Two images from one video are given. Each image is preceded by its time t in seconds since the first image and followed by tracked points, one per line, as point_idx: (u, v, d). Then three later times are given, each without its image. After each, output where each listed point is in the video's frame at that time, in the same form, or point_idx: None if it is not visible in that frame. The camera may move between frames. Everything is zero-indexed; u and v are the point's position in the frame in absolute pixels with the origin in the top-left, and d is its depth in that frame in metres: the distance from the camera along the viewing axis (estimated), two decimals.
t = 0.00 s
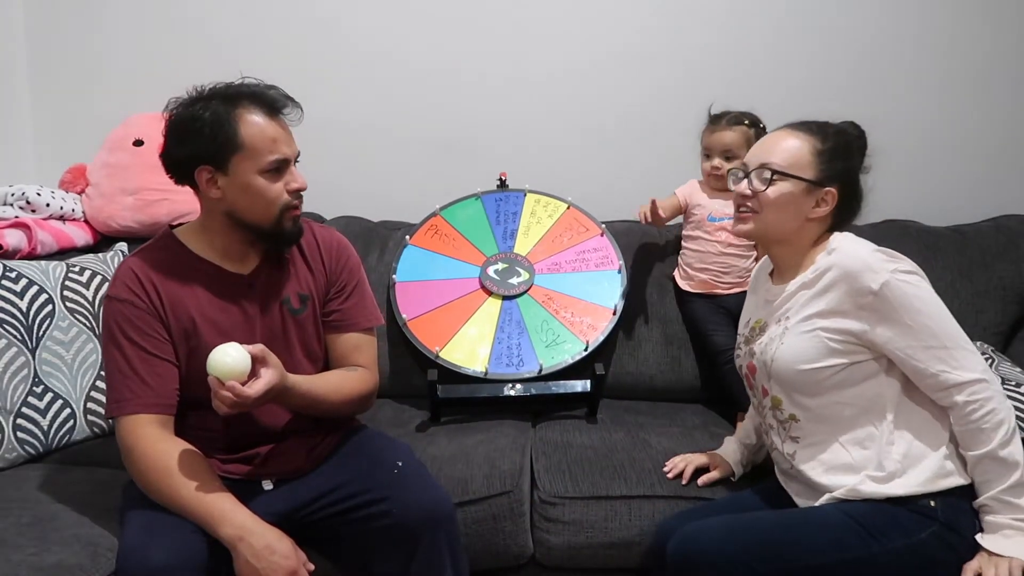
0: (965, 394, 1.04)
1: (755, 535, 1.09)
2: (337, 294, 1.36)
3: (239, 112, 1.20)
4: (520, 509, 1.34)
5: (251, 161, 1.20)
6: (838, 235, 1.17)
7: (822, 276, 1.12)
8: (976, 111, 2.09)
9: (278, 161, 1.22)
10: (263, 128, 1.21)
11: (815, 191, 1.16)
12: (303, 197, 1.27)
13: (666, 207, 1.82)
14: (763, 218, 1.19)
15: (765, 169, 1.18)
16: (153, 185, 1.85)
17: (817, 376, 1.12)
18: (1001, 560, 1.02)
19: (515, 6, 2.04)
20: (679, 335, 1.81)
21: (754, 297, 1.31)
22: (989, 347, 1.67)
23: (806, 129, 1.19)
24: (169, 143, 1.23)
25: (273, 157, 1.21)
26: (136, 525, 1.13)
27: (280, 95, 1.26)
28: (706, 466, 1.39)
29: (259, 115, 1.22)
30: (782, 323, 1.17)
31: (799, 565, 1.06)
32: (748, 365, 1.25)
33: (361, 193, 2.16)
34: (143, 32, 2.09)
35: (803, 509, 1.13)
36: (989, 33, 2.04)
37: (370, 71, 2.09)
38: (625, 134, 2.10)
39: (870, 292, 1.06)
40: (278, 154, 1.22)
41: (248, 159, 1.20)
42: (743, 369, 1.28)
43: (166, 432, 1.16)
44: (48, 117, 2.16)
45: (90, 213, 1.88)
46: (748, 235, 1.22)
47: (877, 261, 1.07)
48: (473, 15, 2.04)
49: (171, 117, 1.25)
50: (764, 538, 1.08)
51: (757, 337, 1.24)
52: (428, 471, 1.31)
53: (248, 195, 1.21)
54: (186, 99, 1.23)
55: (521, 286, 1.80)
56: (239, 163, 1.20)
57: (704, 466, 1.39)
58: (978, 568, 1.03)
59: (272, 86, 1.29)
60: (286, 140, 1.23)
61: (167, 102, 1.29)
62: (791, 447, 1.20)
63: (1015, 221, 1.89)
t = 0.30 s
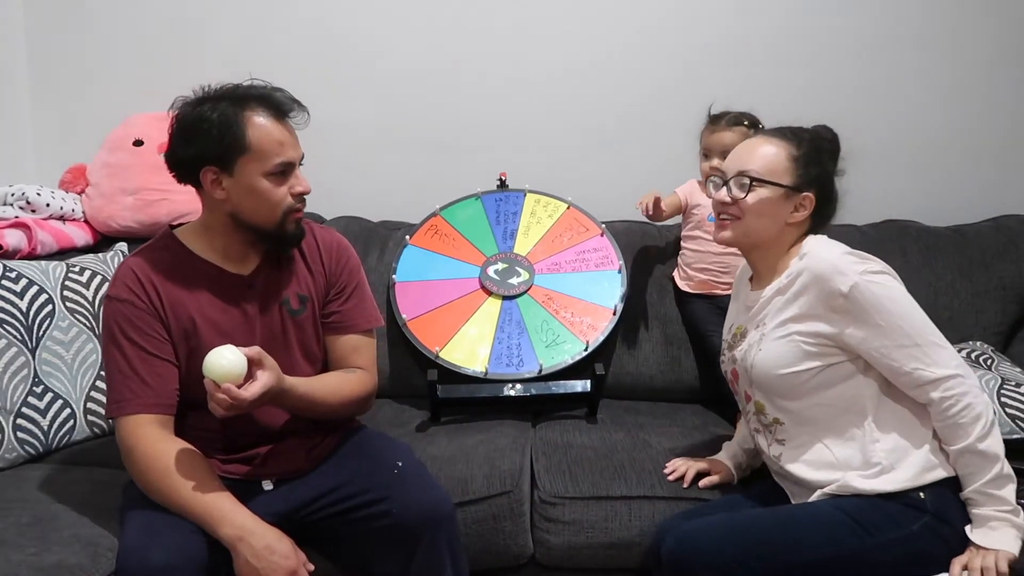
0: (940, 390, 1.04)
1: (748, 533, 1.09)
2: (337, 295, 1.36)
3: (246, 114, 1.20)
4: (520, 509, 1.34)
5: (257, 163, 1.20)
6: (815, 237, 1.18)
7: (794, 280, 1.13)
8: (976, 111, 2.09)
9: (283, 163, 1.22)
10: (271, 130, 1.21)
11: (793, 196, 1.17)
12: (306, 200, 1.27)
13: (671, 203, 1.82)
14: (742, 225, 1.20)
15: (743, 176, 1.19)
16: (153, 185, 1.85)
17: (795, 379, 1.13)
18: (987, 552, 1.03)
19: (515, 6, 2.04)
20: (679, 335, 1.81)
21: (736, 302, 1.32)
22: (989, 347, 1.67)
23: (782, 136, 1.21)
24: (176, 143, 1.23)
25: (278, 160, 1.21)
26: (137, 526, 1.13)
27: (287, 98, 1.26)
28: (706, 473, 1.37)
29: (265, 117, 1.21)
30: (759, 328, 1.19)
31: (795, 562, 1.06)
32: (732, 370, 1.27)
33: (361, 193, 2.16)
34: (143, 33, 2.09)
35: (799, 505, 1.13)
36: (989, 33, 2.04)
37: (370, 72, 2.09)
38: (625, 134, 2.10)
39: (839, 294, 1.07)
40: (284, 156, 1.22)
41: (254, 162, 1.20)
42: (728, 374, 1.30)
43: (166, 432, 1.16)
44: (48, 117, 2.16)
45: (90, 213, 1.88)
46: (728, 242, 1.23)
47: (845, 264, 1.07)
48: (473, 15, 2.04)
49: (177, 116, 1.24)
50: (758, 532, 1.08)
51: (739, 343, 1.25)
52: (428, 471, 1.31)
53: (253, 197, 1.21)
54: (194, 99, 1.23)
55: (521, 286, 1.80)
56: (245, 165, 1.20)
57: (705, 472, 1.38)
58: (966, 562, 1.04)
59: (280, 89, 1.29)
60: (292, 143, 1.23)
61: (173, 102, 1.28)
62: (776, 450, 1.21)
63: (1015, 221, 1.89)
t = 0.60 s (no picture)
0: (933, 387, 1.05)
1: (727, 525, 1.09)
2: (338, 296, 1.36)
3: (249, 116, 1.20)
4: (520, 509, 1.34)
5: (260, 164, 1.20)
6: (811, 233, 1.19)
7: (791, 275, 1.14)
8: (976, 111, 2.09)
9: (285, 166, 1.22)
10: (273, 132, 1.21)
11: (793, 192, 1.18)
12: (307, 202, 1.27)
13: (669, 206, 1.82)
14: (744, 221, 1.20)
15: (744, 171, 1.18)
16: (153, 185, 1.85)
17: (789, 373, 1.13)
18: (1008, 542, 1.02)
19: (515, 7, 2.04)
20: (679, 336, 1.81)
21: (729, 296, 1.34)
22: (989, 347, 1.67)
23: (778, 132, 1.21)
24: (178, 144, 1.23)
25: (281, 162, 1.21)
26: (136, 526, 1.13)
27: (289, 100, 1.26)
28: (707, 479, 1.37)
29: (268, 118, 1.21)
30: (755, 323, 1.20)
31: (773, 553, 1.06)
32: (723, 366, 1.28)
33: (362, 193, 2.16)
34: (143, 33, 2.09)
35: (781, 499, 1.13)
36: (989, 34, 2.04)
37: (370, 72, 2.09)
38: (625, 134, 2.10)
39: (836, 289, 1.07)
40: (285, 159, 1.21)
41: (256, 164, 1.20)
42: (721, 369, 1.31)
43: (166, 432, 1.16)
44: (48, 117, 2.16)
45: (90, 213, 1.88)
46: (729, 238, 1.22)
47: (843, 260, 1.08)
48: (473, 15, 2.04)
49: (179, 116, 1.24)
50: (738, 524, 1.09)
51: (733, 337, 1.26)
52: (428, 472, 1.31)
53: (254, 199, 1.21)
54: (196, 100, 1.23)
55: (521, 286, 1.80)
56: (248, 166, 1.20)
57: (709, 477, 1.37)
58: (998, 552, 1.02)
59: (282, 90, 1.29)
60: (294, 145, 1.23)
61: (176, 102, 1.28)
62: (767, 445, 1.22)
63: (1015, 221, 1.89)
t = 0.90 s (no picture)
0: (944, 383, 1.04)
1: (731, 535, 1.09)
2: (338, 297, 1.36)
3: (249, 116, 1.20)
4: (520, 509, 1.34)
5: (260, 165, 1.20)
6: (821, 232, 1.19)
7: (800, 272, 1.13)
8: (977, 111, 2.09)
9: (285, 166, 1.22)
10: (273, 133, 1.21)
11: (802, 189, 1.18)
12: (308, 202, 1.27)
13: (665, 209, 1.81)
14: (752, 216, 1.19)
15: (754, 166, 1.18)
16: (153, 185, 1.85)
17: (796, 372, 1.13)
18: None
19: (515, 6, 2.03)
20: (679, 336, 1.81)
21: (740, 294, 1.33)
22: (989, 347, 1.67)
23: (789, 129, 1.21)
24: (178, 144, 1.23)
25: (281, 162, 1.21)
26: (136, 526, 1.13)
27: (290, 101, 1.26)
28: (707, 479, 1.37)
29: (269, 119, 1.21)
30: (764, 321, 1.19)
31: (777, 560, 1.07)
32: (733, 365, 1.28)
33: (361, 192, 2.16)
34: (143, 33, 2.09)
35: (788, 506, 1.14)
36: (990, 34, 2.04)
37: (370, 72, 2.09)
38: (626, 134, 2.10)
39: (844, 286, 1.06)
40: (286, 160, 1.21)
41: (256, 164, 1.20)
42: (730, 367, 1.30)
43: (166, 432, 1.16)
44: (48, 117, 2.16)
45: (90, 212, 1.88)
46: (737, 234, 1.22)
47: (852, 257, 1.07)
48: (473, 15, 2.04)
49: (180, 116, 1.24)
50: (742, 533, 1.09)
51: (742, 335, 1.25)
52: (428, 472, 1.31)
53: (254, 200, 1.21)
54: (197, 100, 1.23)
55: (521, 286, 1.80)
56: (247, 167, 1.20)
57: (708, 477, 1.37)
58: None
59: (283, 90, 1.29)
60: (294, 146, 1.23)
61: (178, 102, 1.28)
62: (772, 444, 1.22)
63: (1015, 221, 1.89)
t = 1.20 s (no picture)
0: (968, 386, 1.03)
1: (737, 547, 1.09)
2: (338, 297, 1.36)
3: (248, 117, 1.20)
4: (520, 509, 1.34)
5: (260, 167, 1.20)
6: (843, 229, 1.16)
7: (820, 271, 1.12)
8: (978, 111, 2.09)
9: (285, 167, 1.22)
10: (273, 134, 1.21)
11: (823, 186, 1.15)
12: (308, 202, 1.27)
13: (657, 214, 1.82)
14: (774, 217, 1.16)
15: (773, 166, 1.15)
16: (153, 185, 1.86)
17: (816, 373, 1.10)
18: None
19: (515, 7, 2.03)
20: (679, 336, 1.81)
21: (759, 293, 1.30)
22: (989, 347, 1.67)
23: (803, 125, 1.18)
24: (177, 145, 1.23)
25: (280, 164, 1.21)
26: (136, 526, 1.13)
27: (290, 101, 1.26)
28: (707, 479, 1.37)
29: (268, 120, 1.21)
30: (782, 320, 1.17)
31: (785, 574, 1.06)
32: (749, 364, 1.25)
33: (361, 192, 2.16)
34: (143, 33, 2.09)
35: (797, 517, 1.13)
36: (990, 35, 2.04)
37: (370, 72, 2.09)
38: (626, 134, 2.10)
39: (867, 284, 1.05)
40: (285, 161, 1.21)
41: (255, 166, 1.20)
42: (745, 366, 1.27)
43: (166, 432, 1.16)
44: (48, 117, 2.16)
45: (90, 212, 1.88)
46: (759, 236, 1.19)
47: (874, 253, 1.06)
48: (473, 16, 2.04)
49: (180, 117, 1.24)
50: (748, 542, 1.09)
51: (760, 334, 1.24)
52: (428, 472, 1.31)
53: (253, 201, 1.21)
54: (197, 101, 1.23)
55: (521, 286, 1.80)
56: (247, 168, 1.20)
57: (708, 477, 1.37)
58: None
59: (283, 91, 1.29)
60: (294, 147, 1.23)
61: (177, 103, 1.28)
62: (786, 444, 1.19)
63: (1015, 221, 1.89)
